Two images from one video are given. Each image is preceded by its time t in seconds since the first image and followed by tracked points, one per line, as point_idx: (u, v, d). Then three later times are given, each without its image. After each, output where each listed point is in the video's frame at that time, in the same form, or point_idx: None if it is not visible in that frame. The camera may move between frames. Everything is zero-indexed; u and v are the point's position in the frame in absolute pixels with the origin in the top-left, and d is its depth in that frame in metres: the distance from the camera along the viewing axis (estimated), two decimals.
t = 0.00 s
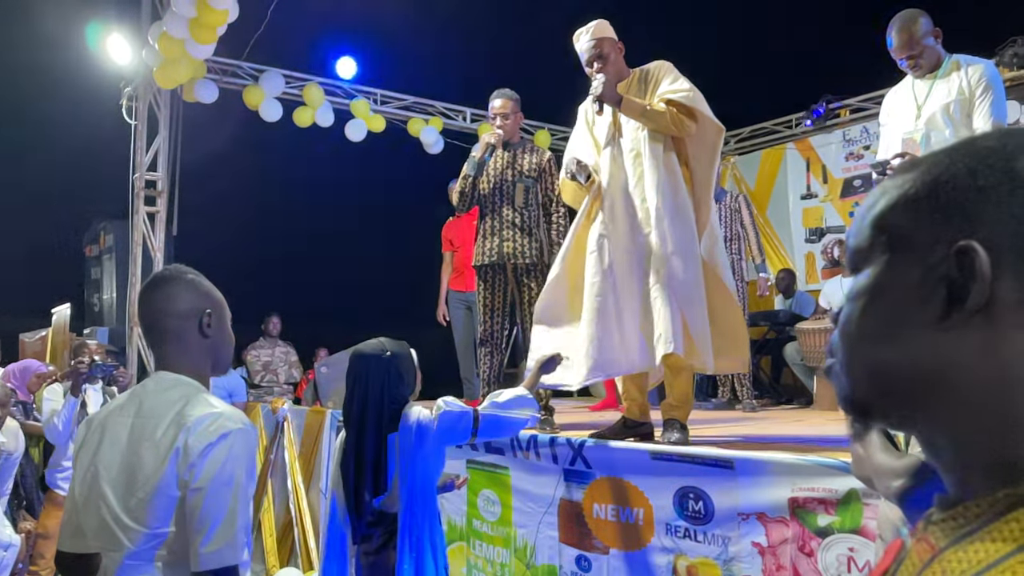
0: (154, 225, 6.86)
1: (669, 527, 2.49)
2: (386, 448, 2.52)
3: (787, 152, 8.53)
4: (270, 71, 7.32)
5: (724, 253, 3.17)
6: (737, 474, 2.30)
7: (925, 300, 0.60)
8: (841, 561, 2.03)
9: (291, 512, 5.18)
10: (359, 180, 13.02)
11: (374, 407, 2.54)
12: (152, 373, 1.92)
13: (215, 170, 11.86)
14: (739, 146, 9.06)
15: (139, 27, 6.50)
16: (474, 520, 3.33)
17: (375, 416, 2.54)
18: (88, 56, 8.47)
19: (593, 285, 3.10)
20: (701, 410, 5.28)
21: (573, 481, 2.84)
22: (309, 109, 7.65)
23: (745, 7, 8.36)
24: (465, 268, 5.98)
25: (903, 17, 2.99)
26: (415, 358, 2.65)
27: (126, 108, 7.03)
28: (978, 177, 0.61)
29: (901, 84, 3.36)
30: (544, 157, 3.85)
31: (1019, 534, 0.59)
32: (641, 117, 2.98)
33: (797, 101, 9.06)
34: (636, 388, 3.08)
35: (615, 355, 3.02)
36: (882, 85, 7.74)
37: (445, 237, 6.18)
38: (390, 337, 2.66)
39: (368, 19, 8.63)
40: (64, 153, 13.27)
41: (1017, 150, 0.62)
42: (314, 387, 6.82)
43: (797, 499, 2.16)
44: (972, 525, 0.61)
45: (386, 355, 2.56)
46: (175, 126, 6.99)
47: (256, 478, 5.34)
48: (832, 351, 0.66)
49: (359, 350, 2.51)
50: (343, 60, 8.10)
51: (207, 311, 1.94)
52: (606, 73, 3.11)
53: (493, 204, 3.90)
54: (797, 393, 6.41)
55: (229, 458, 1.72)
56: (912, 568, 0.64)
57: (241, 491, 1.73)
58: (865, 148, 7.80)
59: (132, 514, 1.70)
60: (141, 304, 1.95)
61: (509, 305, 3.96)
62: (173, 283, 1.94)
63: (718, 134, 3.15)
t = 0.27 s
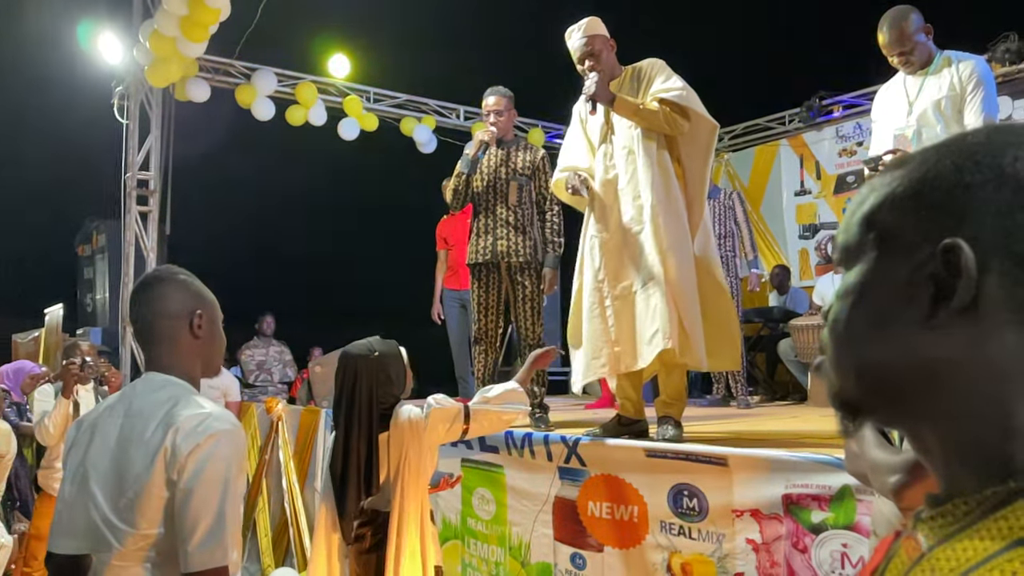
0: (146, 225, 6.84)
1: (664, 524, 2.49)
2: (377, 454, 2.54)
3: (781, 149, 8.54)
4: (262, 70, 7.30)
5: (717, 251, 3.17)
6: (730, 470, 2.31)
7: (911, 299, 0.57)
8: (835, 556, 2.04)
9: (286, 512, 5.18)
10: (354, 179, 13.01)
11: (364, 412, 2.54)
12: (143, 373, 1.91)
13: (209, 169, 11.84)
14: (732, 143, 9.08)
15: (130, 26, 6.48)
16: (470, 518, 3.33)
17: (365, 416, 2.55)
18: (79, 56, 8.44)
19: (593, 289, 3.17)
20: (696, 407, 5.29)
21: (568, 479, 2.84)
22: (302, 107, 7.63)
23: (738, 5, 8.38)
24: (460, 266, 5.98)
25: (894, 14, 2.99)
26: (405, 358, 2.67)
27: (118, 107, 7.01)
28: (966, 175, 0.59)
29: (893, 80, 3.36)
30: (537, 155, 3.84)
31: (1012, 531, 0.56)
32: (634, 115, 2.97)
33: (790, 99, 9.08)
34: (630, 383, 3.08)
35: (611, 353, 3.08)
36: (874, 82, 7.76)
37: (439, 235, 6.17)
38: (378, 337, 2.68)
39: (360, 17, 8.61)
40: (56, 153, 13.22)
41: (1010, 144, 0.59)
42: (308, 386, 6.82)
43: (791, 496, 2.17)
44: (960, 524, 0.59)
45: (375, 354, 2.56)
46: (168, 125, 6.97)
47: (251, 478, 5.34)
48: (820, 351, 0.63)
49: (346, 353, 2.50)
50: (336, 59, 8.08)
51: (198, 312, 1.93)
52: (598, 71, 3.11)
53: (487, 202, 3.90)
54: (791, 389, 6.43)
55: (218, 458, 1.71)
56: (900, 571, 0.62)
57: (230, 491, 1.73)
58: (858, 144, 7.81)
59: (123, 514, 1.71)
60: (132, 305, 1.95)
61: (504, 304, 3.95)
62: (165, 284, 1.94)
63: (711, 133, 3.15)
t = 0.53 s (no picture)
0: (133, 225, 6.79)
1: (656, 524, 2.48)
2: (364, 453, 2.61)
3: (774, 148, 8.56)
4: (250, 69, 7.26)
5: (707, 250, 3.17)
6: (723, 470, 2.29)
7: (899, 298, 0.58)
8: (828, 557, 2.03)
9: (276, 514, 5.16)
10: (346, 179, 12.94)
11: (352, 412, 2.62)
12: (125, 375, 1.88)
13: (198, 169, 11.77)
14: (724, 142, 9.08)
15: (116, 24, 6.44)
16: (460, 521, 3.31)
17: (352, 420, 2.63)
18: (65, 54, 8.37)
19: (582, 286, 3.17)
20: (689, 406, 5.29)
21: (560, 480, 2.83)
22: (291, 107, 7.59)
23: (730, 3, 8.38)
24: (451, 266, 5.96)
25: (885, 12, 2.99)
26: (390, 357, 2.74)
27: (104, 106, 6.96)
28: (954, 173, 0.59)
29: (885, 78, 3.36)
30: (529, 155, 3.84)
31: (999, 531, 0.57)
32: (626, 114, 2.95)
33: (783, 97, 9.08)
34: (620, 383, 3.07)
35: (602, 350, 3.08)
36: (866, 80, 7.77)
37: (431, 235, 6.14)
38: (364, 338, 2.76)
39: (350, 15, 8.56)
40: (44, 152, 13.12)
41: (1000, 142, 0.60)
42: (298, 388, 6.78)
43: (784, 496, 2.16)
44: (945, 523, 0.60)
45: (359, 357, 2.64)
46: (155, 124, 6.92)
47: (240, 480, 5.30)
48: (811, 348, 0.64)
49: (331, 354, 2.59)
50: (325, 57, 8.03)
51: (182, 313, 1.91)
52: (591, 68, 3.09)
53: (478, 202, 3.88)
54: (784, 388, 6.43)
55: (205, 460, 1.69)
56: (887, 568, 0.63)
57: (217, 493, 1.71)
58: (851, 143, 7.82)
59: (107, 518, 1.68)
60: (114, 306, 1.92)
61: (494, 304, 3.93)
62: (147, 286, 1.91)
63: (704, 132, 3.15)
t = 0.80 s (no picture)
0: (124, 225, 6.76)
1: (649, 524, 2.48)
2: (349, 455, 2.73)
3: (767, 146, 8.56)
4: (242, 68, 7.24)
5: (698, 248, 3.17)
6: (716, 469, 2.30)
7: (890, 296, 0.55)
8: (820, 555, 2.01)
9: (270, 515, 5.15)
10: (339, 178, 12.90)
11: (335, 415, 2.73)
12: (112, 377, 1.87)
13: (191, 168, 11.74)
14: (718, 141, 9.09)
15: (106, 22, 6.42)
16: (454, 520, 3.31)
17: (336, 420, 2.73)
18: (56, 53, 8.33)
19: (574, 285, 3.17)
20: (683, 405, 5.29)
21: (554, 480, 2.83)
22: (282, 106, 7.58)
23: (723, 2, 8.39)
24: (445, 266, 5.96)
25: (876, 11, 2.99)
26: (381, 360, 2.81)
27: (95, 106, 6.93)
28: (946, 170, 0.56)
29: (876, 77, 3.36)
30: (522, 154, 3.85)
31: (987, 532, 0.55)
32: (618, 113, 2.95)
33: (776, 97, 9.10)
34: (615, 382, 3.08)
35: (593, 349, 3.10)
36: (859, 78, 7.78)
37: (424, 234, 6.13)
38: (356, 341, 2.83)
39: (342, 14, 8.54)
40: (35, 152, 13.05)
41: (994, 138, 0.56)
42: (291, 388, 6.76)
43: (777, 494, 2.16)
44: (933, 524, 0.57)
45: (345, 359, 2.72)
46: (146, 124, 6.90)
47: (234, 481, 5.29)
48: (801, 345, 0.61)
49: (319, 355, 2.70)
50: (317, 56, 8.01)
51: (170, 313, 1.90)
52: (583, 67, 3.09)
53: (471, 203, 3.86)
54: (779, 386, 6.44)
55: (198, 462, 1.69)
56: (877, 567, 0.61)
57: (211, 495, 1.70)
58: (844, 141, 7.83)
59: (98, 521, 1.67)
60: (100, 308, 1.90)
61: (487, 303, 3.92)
62: (136, 287, 1.91)
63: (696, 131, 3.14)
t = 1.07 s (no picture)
0: (118, 221, 6.74)
1: (644, 519, 2.49)
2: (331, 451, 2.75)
3: (761, 142, 8.56)
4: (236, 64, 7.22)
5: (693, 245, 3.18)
6: (711, 464, 2.30)
7: (884, 290, 0.54)
8: (813, 550, 2.02)
9: (265, 511, 5.15)
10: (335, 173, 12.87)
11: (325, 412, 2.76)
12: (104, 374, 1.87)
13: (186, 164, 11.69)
14: (713, 136, 9.09)
15: (99, 17, 6.39)
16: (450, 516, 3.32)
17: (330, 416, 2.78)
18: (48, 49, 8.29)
19: (568, 280, 3.17)
20: (677, 400, 5.31)
21: (549, 475, 2.83)
22: (277, 102, 7.57)
23: None
24: (440, 262, 5.95)
25: (869, 5, 2.99)
26: (376, 356, 2.85)
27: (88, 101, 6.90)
28: (940, 163, 0.56)
29: (869, 71, 3.36)
30: (516, 150, 3.84)
31: (980, 525, 0.54)
32: (613, 107, 2.95)
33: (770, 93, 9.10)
34: (610, 376, 3.08)
35: (586, 343, 3.09)
36: (854, 74, 7.79)
37: (419, 230, 6.12)
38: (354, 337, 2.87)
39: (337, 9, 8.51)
40: (28, 148, 13.00)
41: (988, 134, 0.56)
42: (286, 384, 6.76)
43: (771, 489, 2.16)
44: (928, 517, 0.56)
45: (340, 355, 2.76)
46: (139, 120, 6.88)
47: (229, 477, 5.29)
48: (795, 340, 0.60)
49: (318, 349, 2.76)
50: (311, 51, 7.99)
51: (163, 310, 1.90)
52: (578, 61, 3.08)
53: (467, 202, 3.84)
54: (773, 381, 6.46)
55: (191, 459, 1.68)
56: (867, 562, 0.59)
57: (205, 492, 1.70)
58: (838, 137, 7.83)
59: (93, 519, 1.67)
60: (92, 305, 1.90)
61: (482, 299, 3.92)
62: (128, 283, 1.90)
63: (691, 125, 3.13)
